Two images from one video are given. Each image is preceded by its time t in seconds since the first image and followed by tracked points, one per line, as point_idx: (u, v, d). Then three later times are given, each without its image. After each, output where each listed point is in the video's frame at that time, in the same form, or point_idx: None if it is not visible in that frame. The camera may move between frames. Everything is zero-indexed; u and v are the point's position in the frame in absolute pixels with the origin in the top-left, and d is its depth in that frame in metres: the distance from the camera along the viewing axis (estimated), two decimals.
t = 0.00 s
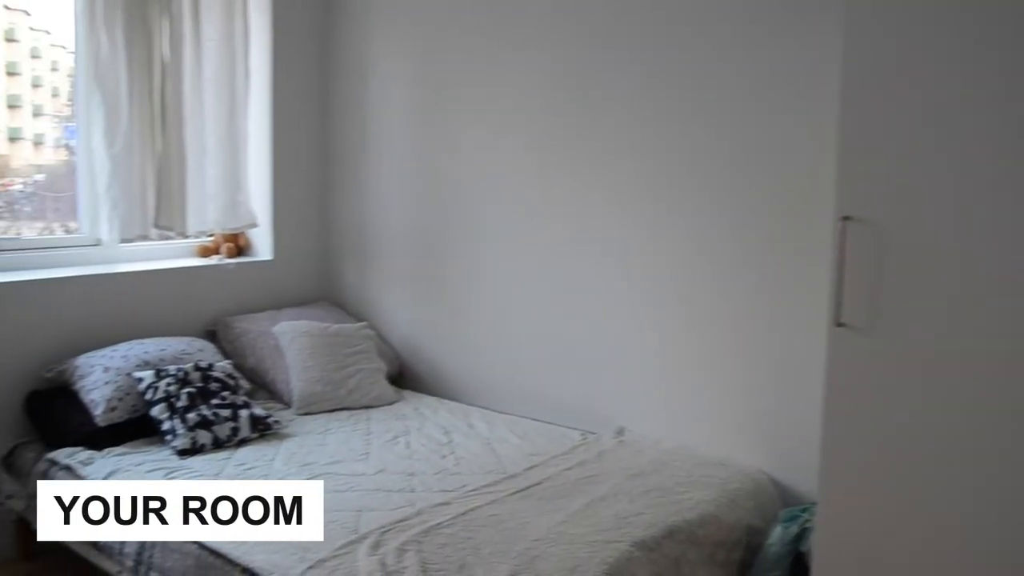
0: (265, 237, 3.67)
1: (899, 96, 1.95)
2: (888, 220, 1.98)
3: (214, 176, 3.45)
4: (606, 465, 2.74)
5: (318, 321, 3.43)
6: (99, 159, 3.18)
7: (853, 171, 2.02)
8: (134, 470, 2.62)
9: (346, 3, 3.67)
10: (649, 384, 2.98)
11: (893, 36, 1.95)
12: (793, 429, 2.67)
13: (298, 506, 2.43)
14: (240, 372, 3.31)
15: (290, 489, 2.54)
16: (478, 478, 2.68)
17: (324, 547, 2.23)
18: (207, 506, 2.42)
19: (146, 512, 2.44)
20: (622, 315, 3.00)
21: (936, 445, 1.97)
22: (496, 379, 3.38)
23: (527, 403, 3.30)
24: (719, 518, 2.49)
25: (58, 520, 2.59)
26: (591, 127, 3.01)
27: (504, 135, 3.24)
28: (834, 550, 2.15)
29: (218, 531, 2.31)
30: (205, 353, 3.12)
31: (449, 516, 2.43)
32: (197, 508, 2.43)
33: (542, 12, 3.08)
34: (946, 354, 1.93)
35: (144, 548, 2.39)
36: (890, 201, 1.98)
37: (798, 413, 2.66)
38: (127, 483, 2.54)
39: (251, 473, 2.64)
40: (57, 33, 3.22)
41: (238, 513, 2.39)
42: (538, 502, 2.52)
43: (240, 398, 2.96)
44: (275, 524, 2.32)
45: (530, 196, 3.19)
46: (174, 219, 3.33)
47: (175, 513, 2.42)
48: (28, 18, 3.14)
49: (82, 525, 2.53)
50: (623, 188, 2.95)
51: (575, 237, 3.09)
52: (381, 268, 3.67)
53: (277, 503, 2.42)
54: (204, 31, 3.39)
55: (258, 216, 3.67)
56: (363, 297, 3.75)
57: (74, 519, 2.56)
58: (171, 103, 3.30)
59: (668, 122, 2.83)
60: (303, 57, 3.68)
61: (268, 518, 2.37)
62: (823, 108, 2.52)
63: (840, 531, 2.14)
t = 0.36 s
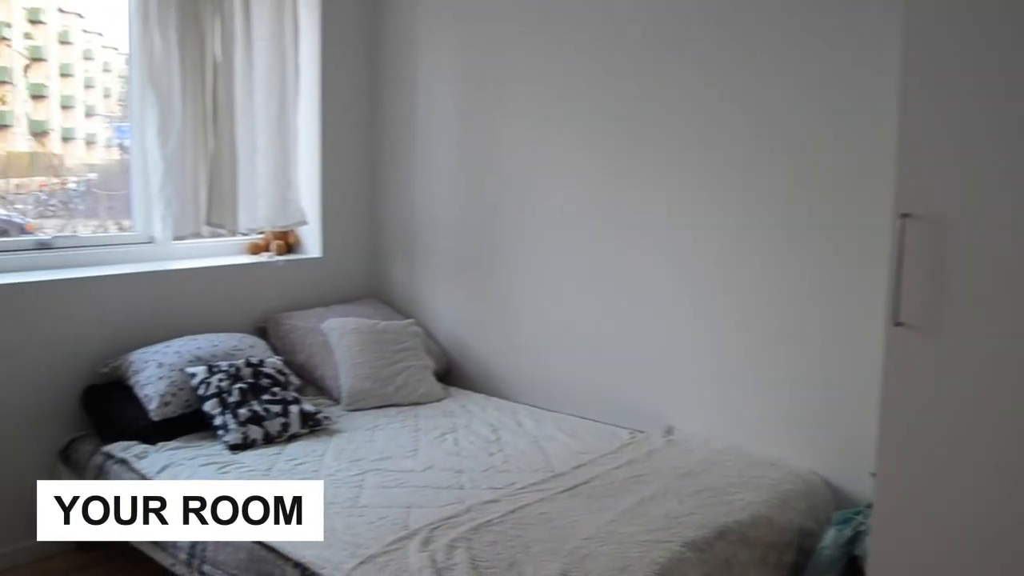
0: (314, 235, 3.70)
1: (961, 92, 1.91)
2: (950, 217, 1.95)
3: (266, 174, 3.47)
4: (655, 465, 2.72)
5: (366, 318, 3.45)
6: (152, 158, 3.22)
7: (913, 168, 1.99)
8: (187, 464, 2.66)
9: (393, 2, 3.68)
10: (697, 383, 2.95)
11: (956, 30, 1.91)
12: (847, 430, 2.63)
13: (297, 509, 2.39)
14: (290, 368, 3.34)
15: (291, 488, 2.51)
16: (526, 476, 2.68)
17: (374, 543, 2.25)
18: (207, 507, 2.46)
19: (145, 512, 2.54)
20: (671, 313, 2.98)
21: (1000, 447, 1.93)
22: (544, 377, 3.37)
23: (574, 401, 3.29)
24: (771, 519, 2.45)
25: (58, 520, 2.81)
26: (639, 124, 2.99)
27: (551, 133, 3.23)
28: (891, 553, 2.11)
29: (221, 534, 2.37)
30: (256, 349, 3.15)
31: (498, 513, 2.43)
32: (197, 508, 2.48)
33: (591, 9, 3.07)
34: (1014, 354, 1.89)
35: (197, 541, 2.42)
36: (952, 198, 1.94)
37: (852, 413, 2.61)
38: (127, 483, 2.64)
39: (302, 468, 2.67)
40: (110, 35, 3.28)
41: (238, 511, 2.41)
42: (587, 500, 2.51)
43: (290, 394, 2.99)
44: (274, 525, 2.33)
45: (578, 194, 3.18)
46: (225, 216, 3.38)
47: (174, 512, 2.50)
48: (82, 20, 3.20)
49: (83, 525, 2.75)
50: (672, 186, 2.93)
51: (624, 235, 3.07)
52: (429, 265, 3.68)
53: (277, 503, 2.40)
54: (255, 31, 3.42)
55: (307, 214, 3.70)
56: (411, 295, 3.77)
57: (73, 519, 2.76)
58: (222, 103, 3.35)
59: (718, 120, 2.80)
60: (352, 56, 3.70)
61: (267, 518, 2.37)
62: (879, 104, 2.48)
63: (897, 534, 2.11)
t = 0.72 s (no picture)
0: (363, 233, 3.72)
1: None
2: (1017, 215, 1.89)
3: (316, 173, 3.50)
4: (707, 466, 2.70)
5: (415, 316, 3.46)
6: (204, 157, 3.26)
7: (978, 166, 1.93)
8: (239, 461, 2.69)
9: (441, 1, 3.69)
10: (749, 383, 2.91)
11: None
12: (905, 433, 2.58)
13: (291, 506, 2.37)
14: (340, 366, 3.37)
15: (291, 486, 2.51)
16: (576, 476, 2.67)
17: (425, 540, 2.25)
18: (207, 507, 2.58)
19: (145, 511, 2.68)
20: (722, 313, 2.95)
21: None
22: (592, 376, 3.36)
23: (623, 399, 3.27)
24: (826, 523, 2.41)
25: (57, 521, 2.86)
26: (691, 122, 2.95)
27: (601, 131, 3.21)
28: (953, 559, 2.07)
29: (225, 535, 2.51)
30: (306, 347, 3.17)
31: (549, 513, 2.42)
32: (197, 508, 2.60)
33: (642, 6, 3.04)
34: None
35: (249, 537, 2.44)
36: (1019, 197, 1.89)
37: (910, 416, 2.56)
38: (126, 483, 2.76)
39: (352, 465, 2.68)
40: (159, 37, 3.32)
41: (236, 511, 2.51)
42: (639, 501, 2.49)
43: (340, 392, 3.00)
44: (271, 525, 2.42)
45: (628, 192, 3.16)
46: (275, 216, 3.43)
47: (174, 512, 2.64)
48: (133, 23, 3.25)
49: (83, 524, 2.85)
50: (725, 184, 2.89)
51: (675, 233, 3.04)
52: (476, 264, 3.69)
53: (277, 504, 2.43)
54: (304, 32, 3.44)
55: (357, 212, 3.73)
56: (459, 294, 3.77)
57: (74, 519, 2.84)
58: (273, 105, 3.39)
59: (773, 117, 2.76)
60: (400, 54, 3.71)
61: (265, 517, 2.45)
62: (942, 101, 2.42)
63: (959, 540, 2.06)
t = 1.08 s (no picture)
0: (411, 233, 3.73)
1: None
2: None
3: (365, 171, 3.52)
4: (758, 469, 2.67)
5: (462, 316, 3.46)
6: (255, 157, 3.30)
7: None
8: (288, 457, 2.71)
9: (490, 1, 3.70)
10: (801, 385, 2.88)
11: None
12: (965, 437, 2.53)
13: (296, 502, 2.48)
14: (388, 365, 3.38)
15: (292, 485, 2.54)
16: (625, 477, 2.65)
17: (475, 539, 2.25)
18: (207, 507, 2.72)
19: (145, 511, 2.81)
20: (774, 314, 2.91)
21: None
22: (640, 377, 3.34)
23: (671, 401, 3.25)
24: (881, 528, 2.37)
25: (57, 520, 2.82)
26: (746, 121, 2.93)
27: (652, 130, 3.19)
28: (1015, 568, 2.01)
29: (226, 534, 2.66)
30: (355, 345, 3.19)
31: (598, 513, 2.41)
32: (197, 508, 2.75)
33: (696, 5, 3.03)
34: None
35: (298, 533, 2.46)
36: None
37: (971, 420, 2.51)
38: (126, 483, 2.87)
39: (401, 463, 2.69)
40: (208, 39, 3.37)
41: (237, 511, 2.65)
42: (689, 503, 2.47)
43: (389, 390, 3.02)
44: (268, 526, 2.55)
45: (679, 192, 3.13)
46: (325, 215, 3.45)
47: (174, 512, 2.77)
48: (182, 25, 3.30)
49: (84, 524, 2.85)
50: (779, 184, 2.86)
51: (727, 234, 3.01)
52: (524, 264, 3.68)
53: (277, 503, 2.52)
54: (354, 33, 3.47)
55: (405, 211, 3.74)
56: (506, 293, 3.77)
57: (74, 519, 2.83)
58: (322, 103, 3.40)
59: (831, 116, 2.73)
60: (448, 54, 3.73)
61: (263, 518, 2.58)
62: (1009, 99, 2.38)
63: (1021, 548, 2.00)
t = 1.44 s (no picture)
0: (459, 232, 3.74)
1: None
2: None
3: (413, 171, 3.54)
4: (810, 473, 2.63)
5: (509, 315, 3.47)
6: (305, 156, 3.33)
7: None
8: (337, 454, 2.73)
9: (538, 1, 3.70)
10: (854, 388, 2.84)
11: None
12: None
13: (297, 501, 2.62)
14: (435, 363, 3.39)
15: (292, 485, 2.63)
16: (674, 479, 2.64)
17: (523, 538, 2.25)
18: (205, 504, 2.77)
19: (145, 511, 2.78)
20: (827, 316, 2.88)
21: None
22: (689, 379, 3.31)
23: (720, 403, 3.22)
24: (936, 535, 2.32)
25: (58, 520, 2.76)
26: (799, 121, 2.90)
27: (702, 130, 3.17)
28: None
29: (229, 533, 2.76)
30: (403, 344, 3.20)
31: (647, 515, 2.40)
32: (197, 508, 2.78)
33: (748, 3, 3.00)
34: None
35: (347, 530, 2.47)
36: None
37: None
38: (125, 482, 2.80)
39: (449, 462, 2.70)
40: (256, 40, 3.40)
41: (238, 511, 2.72)
42: (740, 506, 2.44)
43: (436, 389, 3.03)
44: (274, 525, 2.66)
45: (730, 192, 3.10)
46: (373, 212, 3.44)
47: (174, 512, 2.78)
48: (231, 27, 3.33)
49: (83, 524, 2.79)
50: (833, 184, 2.83)
51: (778, 234, 2.98)
52: (572, 263, 3.68)
53: (277, 503, 2.66)
54: (403, 34, 3.49)
55: (452, 211, 3.75)
56: (554, 293, 3.77)
57: (74, 519, 2.77)
58: (372, 103, 3.42)
59: (887, 115, 2.69)
60: (497, 53, 3.73)
61: (268, 518, 2.67)
62: None
63: None
